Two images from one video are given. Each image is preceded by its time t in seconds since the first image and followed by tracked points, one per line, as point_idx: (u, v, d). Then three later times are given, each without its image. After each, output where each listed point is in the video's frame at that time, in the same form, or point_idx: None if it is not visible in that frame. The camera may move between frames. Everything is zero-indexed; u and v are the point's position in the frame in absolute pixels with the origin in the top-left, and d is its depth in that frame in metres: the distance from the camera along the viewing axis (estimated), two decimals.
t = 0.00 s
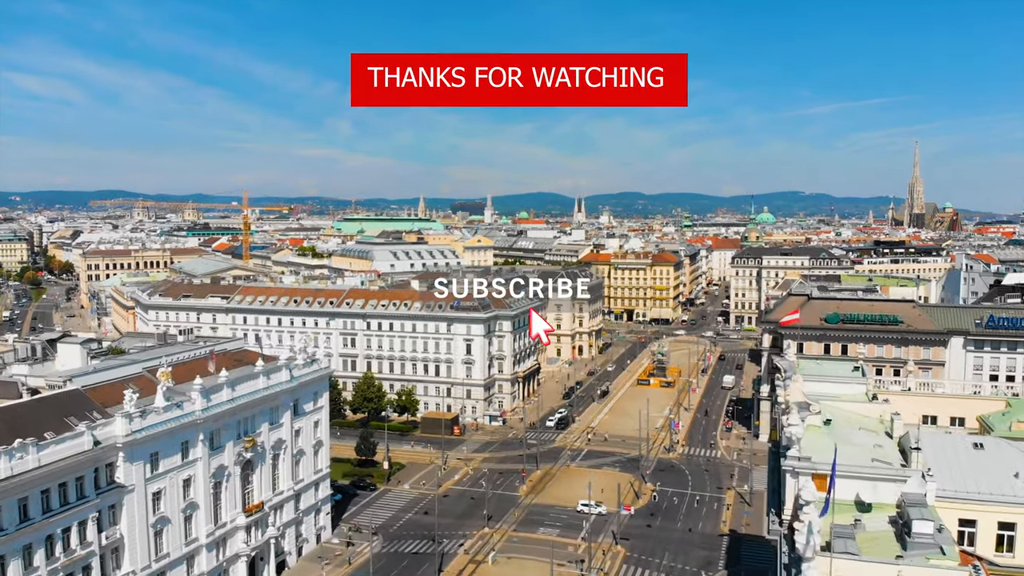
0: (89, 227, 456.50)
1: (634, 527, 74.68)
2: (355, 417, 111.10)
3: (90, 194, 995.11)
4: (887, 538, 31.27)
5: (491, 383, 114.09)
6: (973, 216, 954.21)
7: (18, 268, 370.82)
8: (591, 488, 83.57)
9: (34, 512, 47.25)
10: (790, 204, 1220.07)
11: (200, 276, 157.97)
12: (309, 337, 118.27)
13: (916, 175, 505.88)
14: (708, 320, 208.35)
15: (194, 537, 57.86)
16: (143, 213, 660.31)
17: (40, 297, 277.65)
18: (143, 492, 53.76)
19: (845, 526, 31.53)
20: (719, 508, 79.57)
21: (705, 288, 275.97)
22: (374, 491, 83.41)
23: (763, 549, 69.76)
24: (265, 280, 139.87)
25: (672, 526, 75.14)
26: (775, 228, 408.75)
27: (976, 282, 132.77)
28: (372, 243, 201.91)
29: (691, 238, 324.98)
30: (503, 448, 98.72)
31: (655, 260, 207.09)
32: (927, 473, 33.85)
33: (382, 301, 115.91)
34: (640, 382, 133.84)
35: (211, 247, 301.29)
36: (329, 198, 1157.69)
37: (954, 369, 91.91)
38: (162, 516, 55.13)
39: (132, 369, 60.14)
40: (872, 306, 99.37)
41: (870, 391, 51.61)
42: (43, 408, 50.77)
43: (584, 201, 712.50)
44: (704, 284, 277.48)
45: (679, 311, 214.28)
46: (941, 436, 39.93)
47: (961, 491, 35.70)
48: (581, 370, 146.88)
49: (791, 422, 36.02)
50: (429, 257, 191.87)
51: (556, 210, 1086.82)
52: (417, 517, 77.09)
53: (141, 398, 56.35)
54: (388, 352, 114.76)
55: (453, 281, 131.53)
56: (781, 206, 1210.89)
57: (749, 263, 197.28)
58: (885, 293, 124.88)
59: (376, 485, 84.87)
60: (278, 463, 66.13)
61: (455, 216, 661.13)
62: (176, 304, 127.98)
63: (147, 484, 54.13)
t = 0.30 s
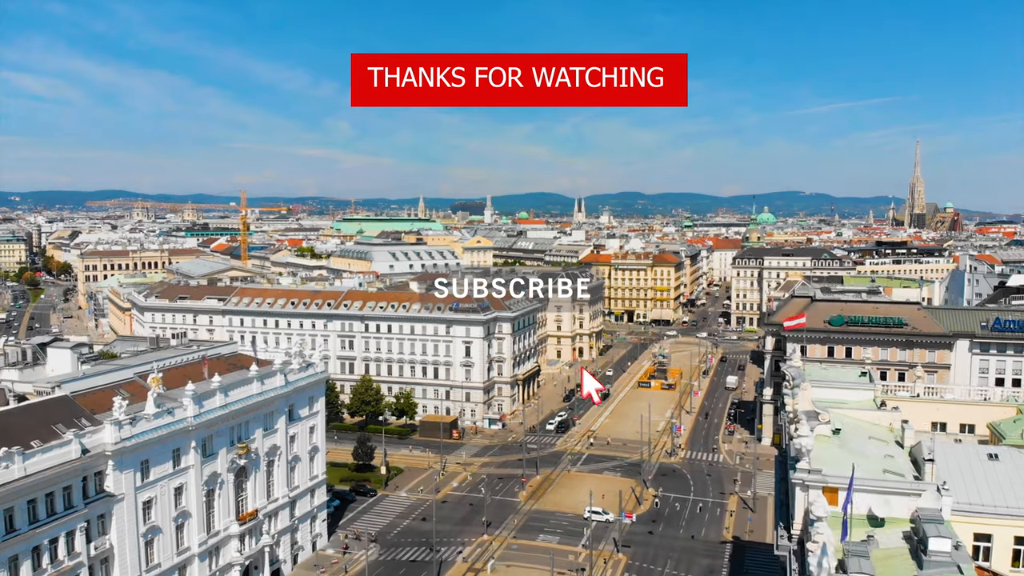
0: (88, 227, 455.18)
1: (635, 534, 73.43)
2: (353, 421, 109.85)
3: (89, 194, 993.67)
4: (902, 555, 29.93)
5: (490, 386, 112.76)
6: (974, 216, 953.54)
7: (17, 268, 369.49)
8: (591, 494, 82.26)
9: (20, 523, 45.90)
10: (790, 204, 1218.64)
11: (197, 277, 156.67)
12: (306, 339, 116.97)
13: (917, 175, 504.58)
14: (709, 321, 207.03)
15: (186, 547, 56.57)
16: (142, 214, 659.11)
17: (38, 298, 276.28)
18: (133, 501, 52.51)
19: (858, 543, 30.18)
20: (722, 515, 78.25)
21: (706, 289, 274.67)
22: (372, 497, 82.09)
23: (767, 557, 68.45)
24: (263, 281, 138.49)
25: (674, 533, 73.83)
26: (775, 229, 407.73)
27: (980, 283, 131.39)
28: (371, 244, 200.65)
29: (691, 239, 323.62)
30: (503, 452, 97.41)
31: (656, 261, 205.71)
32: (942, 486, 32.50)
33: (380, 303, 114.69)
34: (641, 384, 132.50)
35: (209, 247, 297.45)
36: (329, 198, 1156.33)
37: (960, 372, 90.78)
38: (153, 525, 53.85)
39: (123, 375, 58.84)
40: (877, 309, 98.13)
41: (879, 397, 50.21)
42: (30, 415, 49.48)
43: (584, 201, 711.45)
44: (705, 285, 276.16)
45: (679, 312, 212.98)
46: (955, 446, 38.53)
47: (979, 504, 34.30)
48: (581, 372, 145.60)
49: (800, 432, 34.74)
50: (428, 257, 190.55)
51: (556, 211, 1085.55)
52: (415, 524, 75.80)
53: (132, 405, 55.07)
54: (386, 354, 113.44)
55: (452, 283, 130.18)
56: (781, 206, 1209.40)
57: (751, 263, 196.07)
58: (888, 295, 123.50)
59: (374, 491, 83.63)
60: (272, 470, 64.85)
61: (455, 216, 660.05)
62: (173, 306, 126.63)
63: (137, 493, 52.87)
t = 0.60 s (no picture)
0: (86, 227, 453.67)
1: (637, 541, 72.14)
2: (350, 424, 108.63)
3: (88, 194, 991.77)
4: (918, 573, 28.66)
5: (489, 389, 111.41)
6: (974, 215, 952.78)
7: (15, 269, 368.12)
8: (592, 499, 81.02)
9: (6, 534, 44.53)
10: (790, 204, 1217.18)
11: (193, 279, 155.17)
12: (304, 341, 115.66)
13: (918, 175, 503.12)
14: (710, 322, 205.74)
15: (177, 556, 55.29)
16: (142, 214, 657.58)
17: (35, 299, 274.81)
18: (123, 510, 51.26)
19: (871, 561, 28.88)
20: (725, 520, 76.94)
21: (707, 289, 273.30)
22: (370, 503, 80.90)
23: (770, 565, 67.17)
24: (259, 282, 137.23)
25: (676, 540, 72.54)
26: (775, 229, 406.55)
27: (984, 285, 130.14)
28: (369, 244, 199.39)
29: (692, 239, 322.25)
30: (502, 456, 96.12)
31: (657, 261, 204.40)
32: (959, 500, 31.20)
33: (378, 304, 113.42)
34: (642, 386, 131.17)
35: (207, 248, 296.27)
36: (329, 198, 1154.82)
37: (965, 374, 90.24)
38: (143, 534, 52.58)
39: (113, 380, 57.57)
40: (881, 311, 96.05)
41: (888, 403, 48.89)
42: (16, 423, 48.12)
43: (584, 202, 710.20)
44: (706, 285, 274.81)
45: (680, 313, 211.72)
46: (969, 456, 37.21)
47: (996, 519, 32.88)
48: (582, 374, 144.31)
49: (810, 443, 33.45)
50: (427, 258, 189.20)
51: (556, 211, 1084.51)
52: (412, 530, 74.45)
53: (121, 411, 53.79)
54: (384, 356, 112.09)
55: (451, 284, 128.86)
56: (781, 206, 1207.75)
57: (752, 264, 194.70)
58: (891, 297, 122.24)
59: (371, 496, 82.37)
60: (266, 476, 63.52)
61: (455, 216, 658.85)
62: (169, 307, 125.33)
63: (126, 502, 51.60)
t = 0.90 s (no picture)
0: (85, 227, 452.17)
1: (638, 548, 70.83)
2: (348, 427, 107.37)
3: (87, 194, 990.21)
4: None
5: (488, 392, 110.05)
6: (974, 215, 952.13)
7: (13, 269, 366.99)
8: (593, 505, 79.72)
9: None
10: (790, 203, 1215.67)
11: (190, 279, 154.01)
12: (300, 343, 114.37)
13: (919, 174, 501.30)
14: (710, 323, 204.38)
15: (168, 566, 53.96)
16: (141, 214, 656.13)
17: (33, 299, 273.37)
18: (111, 520, 49.95)
19: None
20: (728, 527, 75.61)
21: (708, 289, 271.77)
22: (369, 509, 79.63)
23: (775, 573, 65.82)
24: (256, 283, 136.02)
25: (678, 547, 71.26)
26: (776, 229, 405.44)
27: (989, 286, 128.67)
28: (368, 245, 197.96)
29: (692, 239, 320.84)
30: (501, 460, 94.76)
31: (657, 262, 203.07)
32: (976, 517, 29.85)
33: (376, 306, 112.15)
34: (643, 389, 129.81)
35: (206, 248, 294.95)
36: (329, 198, 1153.59)
37: (971, 377, 88.68)
38: (133, 544, 51.23)
39: (103, 386, 56.29)
40: (886, 313, 94.93)
41: (897, 410, 47.77)
42: (1, 431, 46.88)
43: (584, 201, 708.81)
44: (706, 286, 273.33)
45: (681, 314, 210.33)
46: (984, 468, 35.82)
47: (1012, 533, 31.56)
48: (582, 375, 142.96)
49: (821, 455, 32.16)
50: (426, 259, 187.85)
51: (556, 210, 1083.49)
52: (410, 536, 73.17)
53: (110, 418, 52.50)
54: (383, 359, 110.76)
55: (450, 285, 127.61)
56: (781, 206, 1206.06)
57: (753, 264, 192.65)
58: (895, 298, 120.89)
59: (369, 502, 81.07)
60: (260, 483, 62.19)
61: (455, 216, 657.50)
62: (165, 308, 124.01)
63: (115, 511, 50.31)
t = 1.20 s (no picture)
0: (84, 227, 450.80)
1: (640, 557, 69.36)
2: (345, 432, 105.89)
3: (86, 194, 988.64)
4: None
5: (487, 396, 108.44)
6: (975, 215, 951.20)
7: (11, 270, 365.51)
8: (594, 512, 78.21)
9: None
10: (791, 204, 1214.09)
11: (187, 281, 152.48)
12: (297, 346, 112.88)
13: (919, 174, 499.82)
14: (712, 325, 202.90)
15: None
16: (140, 214, 653.62)
17: (30, 300, 271.74)
18: (98, 532, 48.47)
19: None
20: (732, 535, 74.09)
21: (708, 290, 270.25)
22: (373, 517, 78.02)
23: None
24: (253, 285, 134.46)
25: (681, 556, 69.76)
26: (777, 229, 403.69)
27: (994, 287, 126.96)
28: (367, 245, 196.51)
29: (692, 240, 319.32)
30: (501, 466, 93.18)
31: (658, 263, 201.57)
32: (999, 537, 28.38)
33: (374, 308, 110.70)
34: (644, 392, 128.28)
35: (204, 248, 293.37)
36: (328, 198, 1152.26)
37: (977, 381, 87.46)
38: (120, 556, 49.74)
39: (91, 393, 54.82)
40: (891, 316, 93.28)
41: (907, 420, 46.75)
42: None
43: (584, 202, 707.36)
44: (707, 286, 271.81)
45: (682, 316, 208.80)
46: (1004, 484, 34.30)
47: None
48: (582, 378, 141.46)
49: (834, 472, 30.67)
50: (425, 260, 186.25)
51: (556, 210, 1081.46)
52: (407, 545, 71.66)
53: (97, 427, 51.03)
54: (381, 362, 109.24)
55: (449, 287, 126.11)
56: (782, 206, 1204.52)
57: (755, 265, 190.60)
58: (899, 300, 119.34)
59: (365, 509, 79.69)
60: (253, 492, 60.68)
61: (455, 216, 656.10)
62: (160, 311, 122.55)
63: (102, 523, 48.84)
